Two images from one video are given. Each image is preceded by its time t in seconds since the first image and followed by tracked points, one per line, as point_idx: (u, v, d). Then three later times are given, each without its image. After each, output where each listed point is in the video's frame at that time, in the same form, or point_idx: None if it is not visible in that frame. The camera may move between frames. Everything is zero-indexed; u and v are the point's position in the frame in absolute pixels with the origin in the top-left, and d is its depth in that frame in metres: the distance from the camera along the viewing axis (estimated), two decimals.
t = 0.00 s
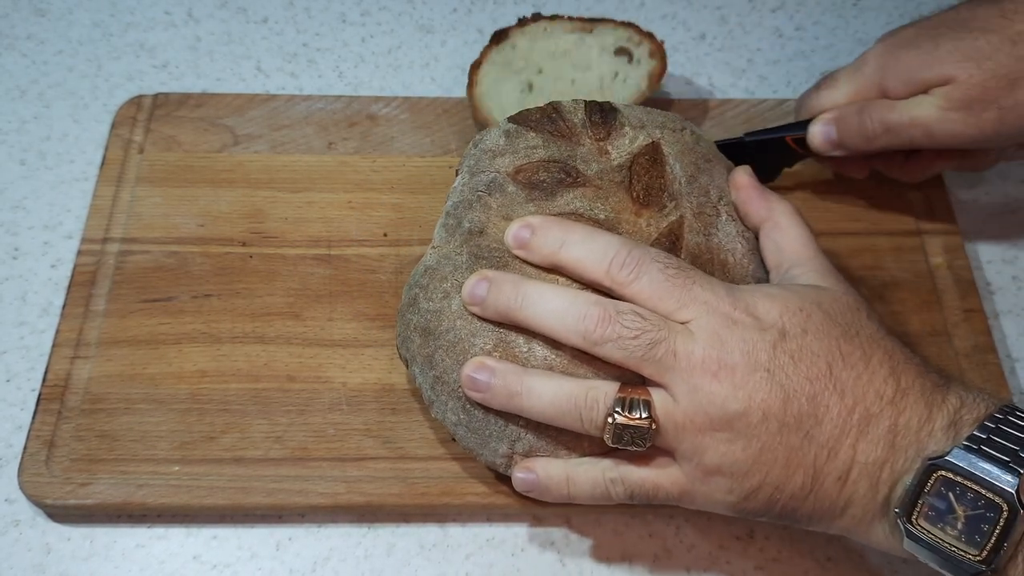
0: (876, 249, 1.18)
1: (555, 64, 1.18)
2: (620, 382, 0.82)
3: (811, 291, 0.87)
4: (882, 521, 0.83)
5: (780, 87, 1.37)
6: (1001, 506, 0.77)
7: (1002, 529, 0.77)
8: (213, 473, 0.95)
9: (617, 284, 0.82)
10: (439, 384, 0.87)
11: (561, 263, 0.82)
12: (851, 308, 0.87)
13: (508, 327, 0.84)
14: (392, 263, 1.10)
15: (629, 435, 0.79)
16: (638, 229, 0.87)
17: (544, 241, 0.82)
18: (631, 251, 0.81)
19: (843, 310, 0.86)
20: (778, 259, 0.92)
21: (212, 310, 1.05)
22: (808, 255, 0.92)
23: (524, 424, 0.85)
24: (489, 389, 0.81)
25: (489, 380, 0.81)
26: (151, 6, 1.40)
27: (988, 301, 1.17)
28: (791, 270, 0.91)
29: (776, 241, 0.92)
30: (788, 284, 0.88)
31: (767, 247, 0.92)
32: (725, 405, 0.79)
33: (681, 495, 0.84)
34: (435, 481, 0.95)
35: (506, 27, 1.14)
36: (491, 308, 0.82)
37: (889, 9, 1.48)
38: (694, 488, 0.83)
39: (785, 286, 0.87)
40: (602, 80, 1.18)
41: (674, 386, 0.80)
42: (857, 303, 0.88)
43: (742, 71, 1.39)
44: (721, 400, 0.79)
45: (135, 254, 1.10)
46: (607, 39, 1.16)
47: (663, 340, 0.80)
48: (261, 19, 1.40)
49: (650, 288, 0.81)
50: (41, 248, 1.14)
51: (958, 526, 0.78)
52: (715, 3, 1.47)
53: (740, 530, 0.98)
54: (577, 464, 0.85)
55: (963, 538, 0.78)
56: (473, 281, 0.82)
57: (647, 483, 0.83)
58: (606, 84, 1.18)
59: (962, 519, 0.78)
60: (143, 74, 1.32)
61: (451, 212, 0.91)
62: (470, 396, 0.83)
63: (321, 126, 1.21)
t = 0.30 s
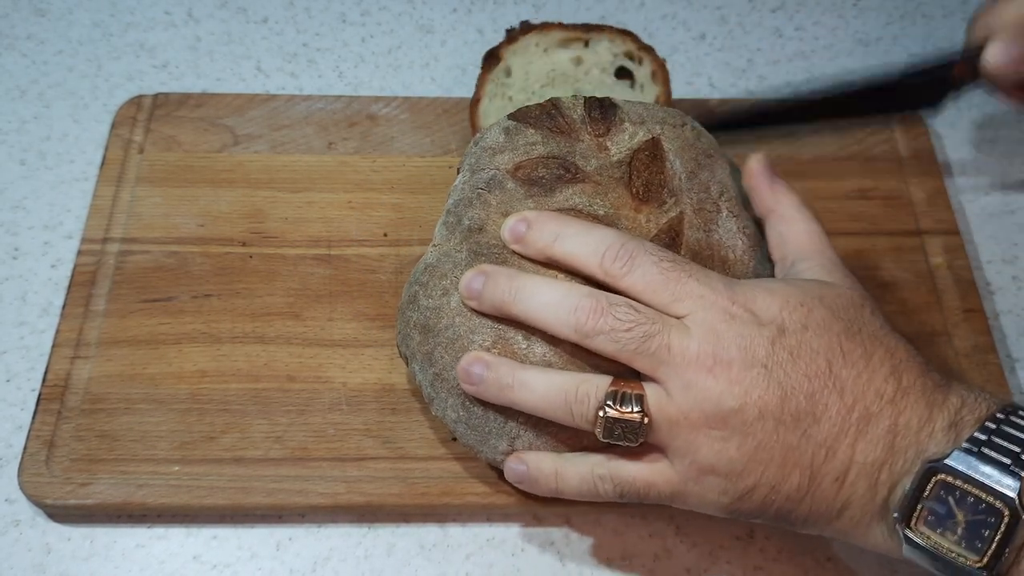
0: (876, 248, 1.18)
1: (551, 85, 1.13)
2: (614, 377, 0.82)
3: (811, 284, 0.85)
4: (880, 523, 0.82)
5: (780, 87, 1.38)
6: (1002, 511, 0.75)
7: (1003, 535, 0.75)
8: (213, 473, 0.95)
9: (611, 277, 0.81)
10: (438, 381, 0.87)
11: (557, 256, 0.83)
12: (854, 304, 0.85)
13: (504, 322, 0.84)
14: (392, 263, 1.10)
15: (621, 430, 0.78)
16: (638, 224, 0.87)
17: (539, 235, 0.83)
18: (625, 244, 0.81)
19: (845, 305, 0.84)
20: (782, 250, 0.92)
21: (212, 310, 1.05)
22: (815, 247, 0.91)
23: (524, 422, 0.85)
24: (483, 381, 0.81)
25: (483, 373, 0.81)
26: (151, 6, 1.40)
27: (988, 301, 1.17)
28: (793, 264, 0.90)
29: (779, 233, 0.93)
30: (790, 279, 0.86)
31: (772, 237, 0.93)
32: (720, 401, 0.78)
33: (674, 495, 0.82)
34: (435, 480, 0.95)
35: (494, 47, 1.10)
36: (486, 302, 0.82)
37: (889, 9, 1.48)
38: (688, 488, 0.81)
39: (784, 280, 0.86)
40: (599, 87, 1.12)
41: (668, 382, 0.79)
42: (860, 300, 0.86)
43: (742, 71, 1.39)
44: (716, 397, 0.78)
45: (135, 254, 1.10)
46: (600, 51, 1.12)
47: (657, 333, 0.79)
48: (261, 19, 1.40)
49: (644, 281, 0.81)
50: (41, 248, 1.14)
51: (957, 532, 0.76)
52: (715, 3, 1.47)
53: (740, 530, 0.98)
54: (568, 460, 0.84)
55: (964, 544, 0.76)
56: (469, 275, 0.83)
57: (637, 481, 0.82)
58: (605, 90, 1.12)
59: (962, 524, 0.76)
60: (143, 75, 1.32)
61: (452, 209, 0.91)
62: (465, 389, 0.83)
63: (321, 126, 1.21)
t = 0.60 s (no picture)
0: (875, 249, 1.18)
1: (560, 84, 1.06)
2: (608, 388, 0.82)
3: (801, 300, 0.87)
4: (856, 533, 0.85)
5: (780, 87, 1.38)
6: (964, 520, 0.76)
7: (968, 541, 0.76)
8: (213, 473, 0.95)
9: (609, 288, 0.81)
10: (439, 383, 0.87)
11: (557, 264, 0.82)
12: (841, 320, 0.87)
13: (501, 329, 0.83)
14: (392, 263, 1.10)
15: (613, 443, 0.78)
16: (637, 227, 0.86)
17: (541, 241, 0.82)
18: (625, 256, 0.80)
19: (833, 324, 0.86)
20: (763, 272, 0.90)
21: (212, 310, 1.05)
22: (792, 261, 0.90)
23: (523, 423, 0.85)
24: (477, 383, 0.81)
25: (478, 376, 0.81)
26: (151, 6, 1.40)
27: (987, 301, 1.17)
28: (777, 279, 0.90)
29: (759, 255, 0.89)
30: (780, 294, 0.87)
31: (750, 263, 0.90)
32: (710, 420, 0.79)
33: (660, 503, 0.84)
34: (436, 481, 0.95)
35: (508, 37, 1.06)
36: (484, 309, 0.82)
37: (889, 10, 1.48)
38: (674, 498, 0.84)
39: (775, 295, 0.87)
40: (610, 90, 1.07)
41: (660, 397, 0.80)
42: (846, 316, 0.88)
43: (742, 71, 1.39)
44: (707, 416, 0.79)
45: (134, 254, 1.10)
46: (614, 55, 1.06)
47: (650, 353, 0.79)
48: (261, 20, 1.40)
49: (642, 294, 0.80)
50: (41, 248, 1.14)
51: (924, 541, 0.78)
52: (714, 4, 1.47)
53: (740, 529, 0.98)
54: (557, 458, 0.85)
55: (930, 552, 0.77)
56: (467, 280, 0.82)
57: (623, 486, 0.83)
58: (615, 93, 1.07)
59: (928, 534, 0.78)
60: (143, 75, 1.32)
61: (451, 210, 0.91)
62: (458, 389, 0.83)
63: (321, 126, 1.21)
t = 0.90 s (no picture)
0: (875, 249, 1.18)
1: (557, 84, 1.06)
2: (604, 393, 0.82)
3: (792, 305, 0.87)
4: (844, 534, 0.87)
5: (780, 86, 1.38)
6: (946, 523, 0.78)
7: (951, 542, 0.78)
8: (213, 473, 0.95)
9: (605, 292, 0.81)
10: (436, 385, 0.87)
11: (554, 267, 0.82)
12: (831, 325, 0.88)
13: (498, 333, 0.83)
14: (392, 263, 1.10)
15: (609, 449, 0.79)
16: (633, 229, 0.86)
17: (538, 244, 0.82)
18: (621, 260, 0.81)
19: (825, 328, 0.87)
20: (755, 271, 0.90)
21: (212, 310, 1.05)
22: (785, 262, 0.90)
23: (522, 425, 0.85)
24: (475, 386, 0.81)
25: (476, 379, 0.81)
26: (151, 6, 1.40)
27: (987, 301, 1.17)
28: (772, 283, 0.90)
29: (754, 255, 0.89)
30: (763, 297, 0.88)
31: (744, 262, 0.90)
32: (706, 427, 0.79)
33: (655, 506, 0.85)
34: (435, 481, 0.95)
35: (505, 36, 1.05)
36: (481, 313, 0.82)
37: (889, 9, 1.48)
38: (668, 502, 0.85)
39: (767, 300, 0.87)
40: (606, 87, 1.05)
41: (655, 403, 0.80)
42: (836, 320, 0.89)
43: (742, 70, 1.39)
44: (702, 423, 0.79)
45: (134, 254, 1.10)
46: (609, 52, 1.06)
47: (645, 360, 0.79)
48: (261, 20, 1.40)
49: (638, 299, 0.80)
50: (41, 248, 1.14)
51: (908, 544, 0.80)
52: (714, 4, 1.47)
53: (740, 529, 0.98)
54: (553, 464, 0.85)
55: (915, 554, 0.79)
56: (464, 284, 0.82)
57: (619, 492, 0.84)
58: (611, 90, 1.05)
59: (911, 537, 0.80)
60: (143, 74, 1.32)
61: (446, 213, 0.91)
62: (457, 391, 0.83)
63: (321, 126, 1.21)
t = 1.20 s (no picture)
0: (875, 249, 1.18)
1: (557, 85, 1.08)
2: (601, 391, 0.82)
3: (785, 303, 0.86)
4: (840, 532, 0.87)
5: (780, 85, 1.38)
6: (938, 518, 0.79)
7: (943, 535, 0.79)
8: (213, 473, 0.95)
9: (600, 290, 0.81)
10: (433, 386, 0.87)
11: (550, 266, 0.82)
12: (825, 322, 0.88)
13: (496, 332, 0.83)
14: (392, 263, 1.10)
15: (606, 447, 0.78)
16: (629, 228, 0.86)
17: (534, 243, 0.82)
18: (616, 258, 0.81)
19: (819, 325, 0.87)
20: (751, 268, 0.89)
21: (212, 310, 1.05)
22: (784, 258, 0.89)
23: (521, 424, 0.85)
24: (473, 386, 0.81)
25: (474, 378, 0.81)
26: (151, 6, 1.40)
27: (987, 301, 1.17)
28: (767, 279, 0.89)
29: (750, 252, 0.89)
30: (757, 294, 0.87)
31: (741, 259, 0.90)
32: (701, 425, 0.79)
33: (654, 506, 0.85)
34: (435, 481, 0.95)
35: (506, 36, 1.04)
36: (479, 312, 0.82)
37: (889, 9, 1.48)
38: (665, 501, 0.85)
39: (761, 298, 0.86)
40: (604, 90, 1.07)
41: (651, 402, 0.80)
42: (830, 318, 0.89)
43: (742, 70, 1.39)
44: (697, 421, 0.79)
45: (134, 254, 1.10)
46: (611, 54, 1.07)
47: (640, 358, 0.79)
48: (261, 20, 1.40)
49: (634, 297, 0.80)
50: (41, 248, 1.14)
51: (902, 538, 0.81)
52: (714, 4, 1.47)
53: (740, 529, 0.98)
54: (550, 464, 0.85)
55: (908, 548, 0.81)
56: (461, 283, 0.83)
57: (618, 493, 0.84)
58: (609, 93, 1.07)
59: (905, 531, 0.81)
60: (143, 75, 1.32)
61: (440, 215, 0.91)
62: (455, 392, 0.83)
63: (321, 126, 1.21)
